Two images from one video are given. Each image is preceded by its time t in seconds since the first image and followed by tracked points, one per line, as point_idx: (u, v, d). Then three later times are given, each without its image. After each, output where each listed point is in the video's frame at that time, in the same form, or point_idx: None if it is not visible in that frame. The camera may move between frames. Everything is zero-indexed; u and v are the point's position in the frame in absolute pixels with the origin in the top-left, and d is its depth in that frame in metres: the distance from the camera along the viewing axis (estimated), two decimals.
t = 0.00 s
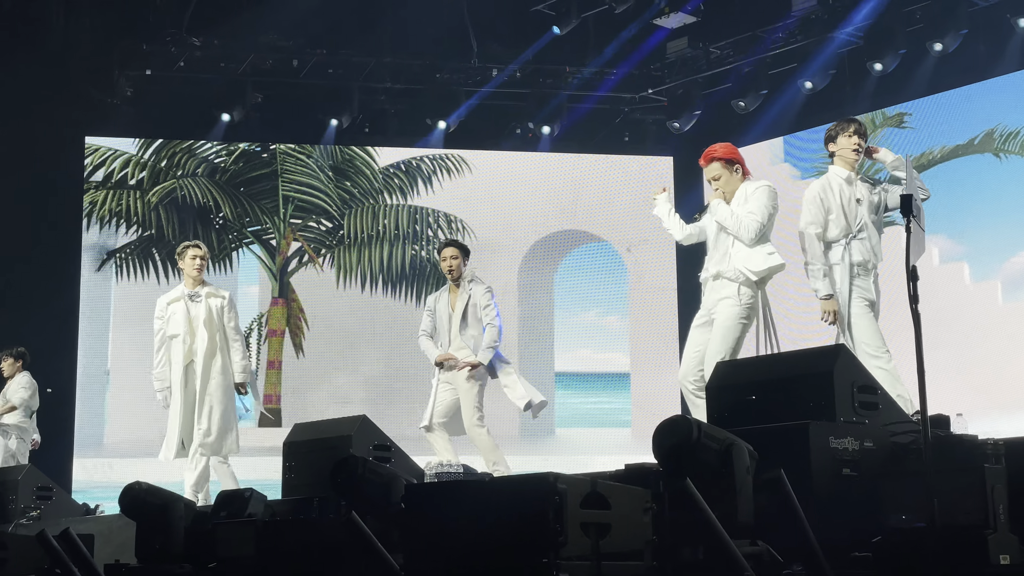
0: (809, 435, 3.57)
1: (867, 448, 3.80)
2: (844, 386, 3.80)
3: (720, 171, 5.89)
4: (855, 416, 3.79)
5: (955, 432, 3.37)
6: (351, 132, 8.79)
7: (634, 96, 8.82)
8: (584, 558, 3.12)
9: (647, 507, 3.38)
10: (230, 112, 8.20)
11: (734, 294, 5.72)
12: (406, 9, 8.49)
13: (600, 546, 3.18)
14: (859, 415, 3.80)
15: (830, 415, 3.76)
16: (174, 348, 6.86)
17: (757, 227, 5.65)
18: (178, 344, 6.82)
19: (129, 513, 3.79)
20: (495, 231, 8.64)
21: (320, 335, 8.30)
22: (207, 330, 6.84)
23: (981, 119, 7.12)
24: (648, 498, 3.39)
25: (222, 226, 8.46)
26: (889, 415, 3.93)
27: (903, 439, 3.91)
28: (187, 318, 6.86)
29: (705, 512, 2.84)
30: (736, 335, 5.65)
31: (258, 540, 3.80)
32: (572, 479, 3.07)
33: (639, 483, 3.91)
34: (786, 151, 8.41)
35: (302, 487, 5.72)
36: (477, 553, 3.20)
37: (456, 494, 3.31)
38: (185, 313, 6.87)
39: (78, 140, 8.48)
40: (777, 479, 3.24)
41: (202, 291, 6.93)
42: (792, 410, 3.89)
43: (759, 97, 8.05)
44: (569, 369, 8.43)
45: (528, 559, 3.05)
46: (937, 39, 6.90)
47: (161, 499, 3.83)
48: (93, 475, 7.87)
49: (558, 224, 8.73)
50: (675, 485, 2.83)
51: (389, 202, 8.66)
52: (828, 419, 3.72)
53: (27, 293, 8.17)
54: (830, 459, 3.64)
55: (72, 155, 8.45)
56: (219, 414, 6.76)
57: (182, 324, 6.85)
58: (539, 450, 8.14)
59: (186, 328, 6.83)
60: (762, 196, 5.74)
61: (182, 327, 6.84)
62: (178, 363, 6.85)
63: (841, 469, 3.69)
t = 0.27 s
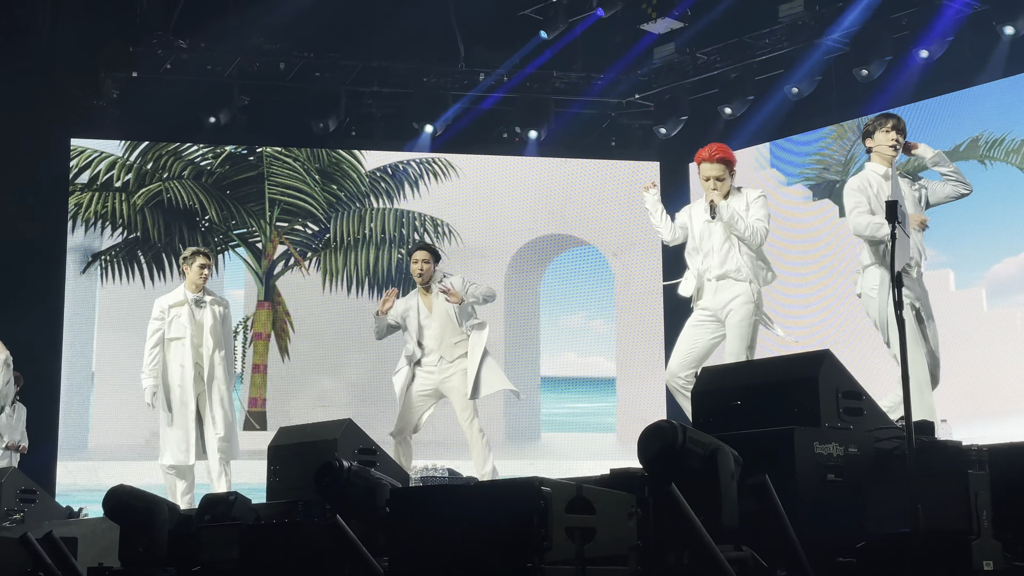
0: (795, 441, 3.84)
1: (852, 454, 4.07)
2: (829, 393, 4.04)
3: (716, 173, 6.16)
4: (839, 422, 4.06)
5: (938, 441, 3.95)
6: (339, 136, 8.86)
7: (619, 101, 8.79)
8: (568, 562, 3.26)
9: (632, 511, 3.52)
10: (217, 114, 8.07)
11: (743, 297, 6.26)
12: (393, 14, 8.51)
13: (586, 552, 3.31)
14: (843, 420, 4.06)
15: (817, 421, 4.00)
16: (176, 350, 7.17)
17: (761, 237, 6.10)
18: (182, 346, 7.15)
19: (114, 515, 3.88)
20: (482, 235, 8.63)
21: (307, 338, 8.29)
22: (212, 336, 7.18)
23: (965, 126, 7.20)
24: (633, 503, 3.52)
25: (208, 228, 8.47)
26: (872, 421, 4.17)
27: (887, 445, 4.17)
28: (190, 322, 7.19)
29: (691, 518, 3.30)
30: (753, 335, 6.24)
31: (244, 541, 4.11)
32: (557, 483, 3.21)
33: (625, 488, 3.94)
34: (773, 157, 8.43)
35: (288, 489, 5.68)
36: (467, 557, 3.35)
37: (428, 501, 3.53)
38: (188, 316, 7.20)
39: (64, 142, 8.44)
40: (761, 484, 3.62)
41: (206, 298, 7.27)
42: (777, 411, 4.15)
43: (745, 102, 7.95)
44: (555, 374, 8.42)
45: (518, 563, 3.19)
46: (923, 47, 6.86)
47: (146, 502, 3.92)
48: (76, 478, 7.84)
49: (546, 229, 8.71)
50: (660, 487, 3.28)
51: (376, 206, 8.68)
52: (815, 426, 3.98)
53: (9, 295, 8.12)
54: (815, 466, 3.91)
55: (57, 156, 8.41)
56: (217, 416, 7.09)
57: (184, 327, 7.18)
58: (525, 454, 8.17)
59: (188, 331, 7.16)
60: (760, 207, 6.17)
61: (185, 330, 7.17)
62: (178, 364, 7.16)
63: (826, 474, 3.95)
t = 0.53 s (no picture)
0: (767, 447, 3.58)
1: (825, 462, 3.76)
2: (801, 399, 3.81)
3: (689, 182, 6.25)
4: (812, 429, 3.80)
5: (909, 447, 3.57)
6: (312, 141, 8.77)
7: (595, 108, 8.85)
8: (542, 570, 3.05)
9: (604, 518, 3.25)
10: (192, 118, 8.06)
11: (716, 308, 6.19)
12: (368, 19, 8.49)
13: (559, 559, 3.08)
14: (815, 427, 3.80)
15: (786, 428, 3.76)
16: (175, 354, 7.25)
17: (722, 252, 6.30)
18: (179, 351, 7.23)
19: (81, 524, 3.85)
20: (457, 241, 8.65)
21: (281, 343, 8.27)
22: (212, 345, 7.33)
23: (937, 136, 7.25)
24: (605, 510, 3.26)
25: (181, 232, 8.42)
26: (845, 429, 3.91)
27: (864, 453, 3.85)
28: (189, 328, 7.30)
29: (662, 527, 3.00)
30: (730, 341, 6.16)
31: (214, 545, 3.66)
32: (530, 491, 3.03)
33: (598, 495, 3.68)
34: (747, 165, 8.48)
35: (260, 494, 5.71)
36: (441, 564, 3.12)
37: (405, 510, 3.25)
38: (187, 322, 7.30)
39: (37, 145, 8.39)
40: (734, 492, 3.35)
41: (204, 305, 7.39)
42: (751, 421, 3.90)
43: (720, 110, 7.98)
44: (530, 379, 8.45)
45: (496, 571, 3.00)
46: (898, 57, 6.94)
47: (114, 506, 3.88)
48: (47, 484, 7.76)
49: (521, 235, 8.74)
50: (633, 494, 3.00)
51: (350, 211, 8.65)
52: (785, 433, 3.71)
53: None
54: (788, 475, 3.63)
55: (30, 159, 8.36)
56: (208, 420, 7.19)
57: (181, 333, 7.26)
58: (498, 461, 8.15)
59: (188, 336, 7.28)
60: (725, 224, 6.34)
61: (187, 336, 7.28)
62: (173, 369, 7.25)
63: (798, 482, 3.66)
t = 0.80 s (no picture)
0: (724, 458, 3.59)
1: (782, 472, 3.82)
2: (758, 410, 3.89)
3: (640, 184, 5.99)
4: (770, 438, 3.89)
5: (867, 458, 3.72)
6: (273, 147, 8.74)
7: (558, 117, 8.89)
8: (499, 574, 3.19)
9: (563, 526, 3.44)
10: (150, 123, 8.16)
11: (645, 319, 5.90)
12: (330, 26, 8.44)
13: (518, 564, 3.24)
14: (773, 437, 3.89)
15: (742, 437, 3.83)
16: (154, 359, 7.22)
17: (655, 257, 5.80)
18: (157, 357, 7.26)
19: (39, 528, 3.86)
20: (418, 248, 8.64)
21: (239, 349, 8.25)
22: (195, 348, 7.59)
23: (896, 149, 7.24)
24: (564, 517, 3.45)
25: (141, 237, 8.41)
26: (803, 440, 4.04)
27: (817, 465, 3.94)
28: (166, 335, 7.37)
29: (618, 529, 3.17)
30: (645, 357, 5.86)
31: (170, 552, 4.08)
32: (488, 498, 3.16)
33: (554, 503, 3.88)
34: (707, 176, 8.55)
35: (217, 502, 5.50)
36: (402, 566, 3.28)
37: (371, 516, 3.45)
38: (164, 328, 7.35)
39: None
40: (692, 502, 3.42)
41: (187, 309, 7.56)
42: (706, 430, 4.00)
43: (681, 121, 8.08)
44: (488, 388, 8.50)
45: None
46: (857, 68, 6.94)
47: (70, 511, 3.91)
48: None
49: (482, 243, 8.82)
50: (590, 500, 3.05)
51: (310, 217, 8.70)
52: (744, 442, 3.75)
53: None
54: (745, 485, 3.65)
55: None
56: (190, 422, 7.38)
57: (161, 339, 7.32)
58: (453, 468, 8.21)
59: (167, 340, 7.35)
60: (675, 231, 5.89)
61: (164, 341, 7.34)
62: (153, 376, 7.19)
63: (755, 492, 3.69)
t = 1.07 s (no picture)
0: (667, 471, 3.70)
1: (724, 483, 3.91)
2: (701, 419, 3.95)
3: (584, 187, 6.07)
4: (712, 450, 3.94)
5: (807, 469, 3.87)
6: (218, 152, 8.50)
7: (505, 127, 8.82)
8: None
9: (506, 536, 3.60)
10: (94, 127, 7.98)
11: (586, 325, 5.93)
12: (281, 27, 8.32)
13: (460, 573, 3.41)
14: (716, 449, 3.95)
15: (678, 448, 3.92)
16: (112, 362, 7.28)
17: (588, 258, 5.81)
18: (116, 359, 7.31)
19: None
20: (363, 258, 8.78)
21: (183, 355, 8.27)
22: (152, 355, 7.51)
23: (840, 163, 7.39)
24: (507, 528, 3.61)
25: (83, 242, 8.35)
26: (746, 451, 4.07)
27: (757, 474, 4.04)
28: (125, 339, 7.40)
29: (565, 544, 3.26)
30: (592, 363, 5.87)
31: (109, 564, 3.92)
32: (430, 507, 3.36)
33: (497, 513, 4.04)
34: (654, 188, 8.54)
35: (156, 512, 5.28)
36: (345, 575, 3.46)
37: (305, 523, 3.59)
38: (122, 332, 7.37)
39: None
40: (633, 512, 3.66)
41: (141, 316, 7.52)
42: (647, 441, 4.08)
43: (628, 132, 8.21)
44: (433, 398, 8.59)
45: None
46: (803, 82, 7.19)
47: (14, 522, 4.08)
48: None
49: (427, 250, 8.96)
50: (534, 510, 3.16)
51: (256, 224, 8.73)
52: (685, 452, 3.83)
53: None
54: (687, 493, 3.77)
55: None
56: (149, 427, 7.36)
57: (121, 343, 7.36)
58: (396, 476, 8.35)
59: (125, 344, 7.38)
60: (613, 224, 5.90)
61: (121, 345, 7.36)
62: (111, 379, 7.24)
63: (697, 502, 3.81)
